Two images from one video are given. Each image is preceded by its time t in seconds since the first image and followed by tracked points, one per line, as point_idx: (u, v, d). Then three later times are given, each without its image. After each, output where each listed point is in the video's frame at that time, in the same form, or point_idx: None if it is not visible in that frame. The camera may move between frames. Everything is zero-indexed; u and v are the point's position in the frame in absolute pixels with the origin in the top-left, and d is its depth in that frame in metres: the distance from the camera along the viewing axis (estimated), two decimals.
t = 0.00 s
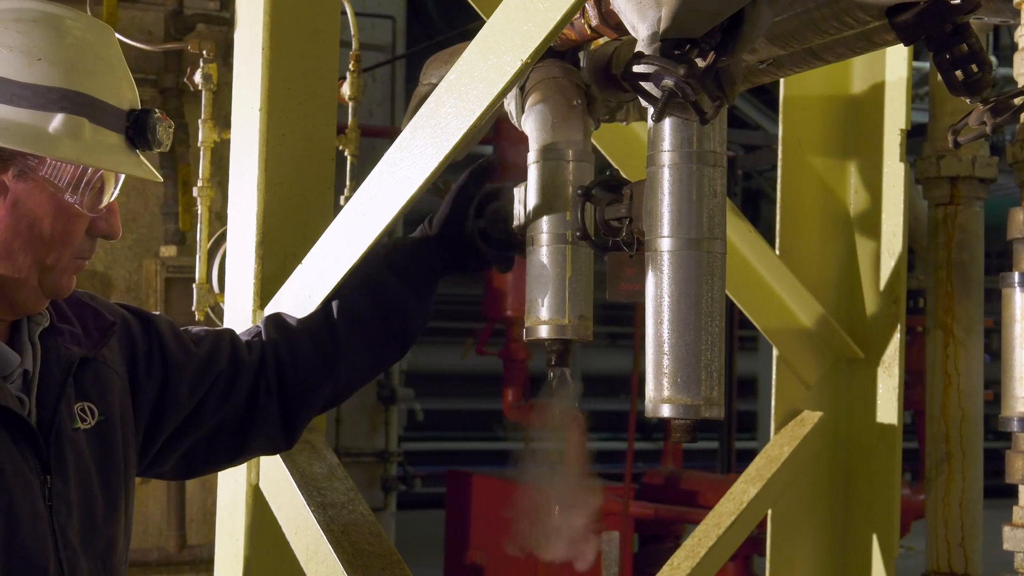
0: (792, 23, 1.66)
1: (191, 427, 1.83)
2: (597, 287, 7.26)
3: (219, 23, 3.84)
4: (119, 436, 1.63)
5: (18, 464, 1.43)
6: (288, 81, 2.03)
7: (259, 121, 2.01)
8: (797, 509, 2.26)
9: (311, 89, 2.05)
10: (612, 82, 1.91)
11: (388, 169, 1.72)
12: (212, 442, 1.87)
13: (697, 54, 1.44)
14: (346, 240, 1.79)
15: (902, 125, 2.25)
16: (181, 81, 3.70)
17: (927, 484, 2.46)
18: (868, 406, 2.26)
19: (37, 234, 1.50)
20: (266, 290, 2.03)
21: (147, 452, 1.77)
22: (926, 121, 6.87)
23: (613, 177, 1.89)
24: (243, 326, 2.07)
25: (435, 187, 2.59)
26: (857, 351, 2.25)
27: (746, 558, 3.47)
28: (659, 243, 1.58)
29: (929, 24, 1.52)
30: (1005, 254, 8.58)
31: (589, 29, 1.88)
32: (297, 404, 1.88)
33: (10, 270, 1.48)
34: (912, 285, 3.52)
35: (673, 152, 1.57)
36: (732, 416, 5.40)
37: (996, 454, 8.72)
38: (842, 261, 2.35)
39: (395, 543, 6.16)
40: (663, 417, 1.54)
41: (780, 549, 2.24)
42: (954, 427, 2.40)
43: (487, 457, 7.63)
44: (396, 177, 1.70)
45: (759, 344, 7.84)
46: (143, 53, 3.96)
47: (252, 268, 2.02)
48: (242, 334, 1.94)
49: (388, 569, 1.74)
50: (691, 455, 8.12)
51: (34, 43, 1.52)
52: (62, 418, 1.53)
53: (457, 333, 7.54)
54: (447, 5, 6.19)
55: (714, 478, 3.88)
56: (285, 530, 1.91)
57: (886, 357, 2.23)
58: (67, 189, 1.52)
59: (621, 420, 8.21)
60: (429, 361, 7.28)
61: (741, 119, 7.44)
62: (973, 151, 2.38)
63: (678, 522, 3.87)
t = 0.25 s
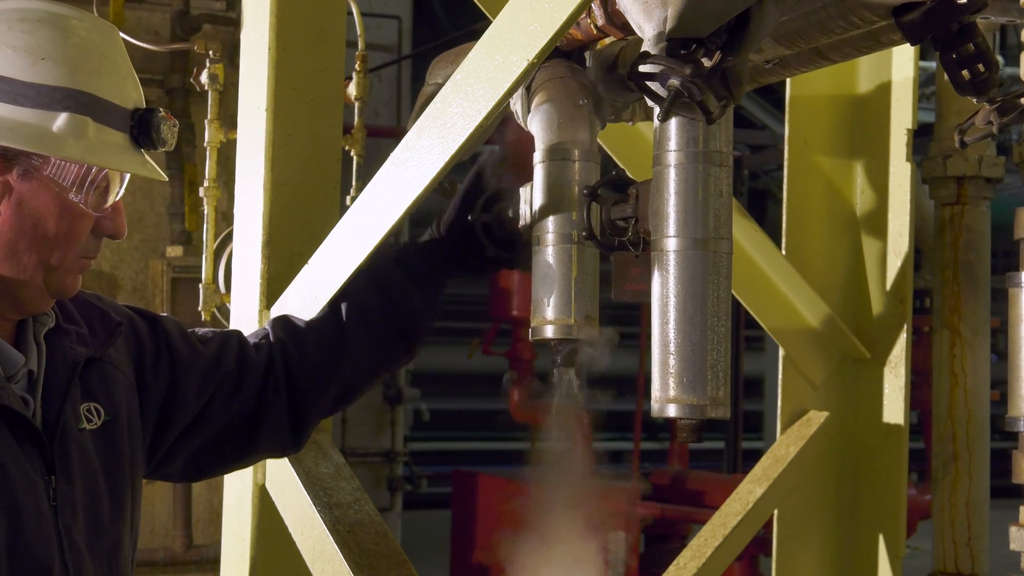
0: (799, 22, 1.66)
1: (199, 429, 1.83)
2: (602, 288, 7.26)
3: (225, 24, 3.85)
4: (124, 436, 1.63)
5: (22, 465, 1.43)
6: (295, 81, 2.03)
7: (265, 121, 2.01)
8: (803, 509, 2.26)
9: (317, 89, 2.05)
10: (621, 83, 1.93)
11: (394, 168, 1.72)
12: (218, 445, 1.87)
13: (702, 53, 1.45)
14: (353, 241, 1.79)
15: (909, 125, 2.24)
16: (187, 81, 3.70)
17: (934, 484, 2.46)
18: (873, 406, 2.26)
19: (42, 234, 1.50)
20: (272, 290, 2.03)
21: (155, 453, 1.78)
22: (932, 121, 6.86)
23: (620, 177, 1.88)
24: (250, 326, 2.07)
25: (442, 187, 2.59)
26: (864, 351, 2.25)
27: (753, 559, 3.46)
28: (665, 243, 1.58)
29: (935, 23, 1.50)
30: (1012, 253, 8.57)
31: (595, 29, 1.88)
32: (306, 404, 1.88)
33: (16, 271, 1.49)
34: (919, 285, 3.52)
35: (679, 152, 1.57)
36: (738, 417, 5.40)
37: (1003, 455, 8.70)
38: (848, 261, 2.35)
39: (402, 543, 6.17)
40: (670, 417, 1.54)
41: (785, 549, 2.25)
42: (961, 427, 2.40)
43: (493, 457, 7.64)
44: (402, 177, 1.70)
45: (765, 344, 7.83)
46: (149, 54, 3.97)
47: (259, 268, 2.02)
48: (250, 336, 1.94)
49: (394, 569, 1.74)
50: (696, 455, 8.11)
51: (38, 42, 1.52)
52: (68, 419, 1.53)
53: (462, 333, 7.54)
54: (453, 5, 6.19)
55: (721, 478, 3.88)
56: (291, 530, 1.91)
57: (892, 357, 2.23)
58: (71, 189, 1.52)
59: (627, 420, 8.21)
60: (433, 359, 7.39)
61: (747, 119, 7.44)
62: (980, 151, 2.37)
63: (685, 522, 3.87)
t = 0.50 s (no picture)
0: (804, 22, 1.66)
1: (207, 437, 1.81)
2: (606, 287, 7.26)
3: (231, 24, 3.85)
4: (131, 440, 1.63)
5: (28, 466, 1.43)
6: (300, 82, 2.03)
7: (270, 121, 2.01)
8: (807, 509, 2.26)
9: (321, 89, 2.05)
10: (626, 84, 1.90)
11: (399, 169, 1.72)
12: (224, 455, 1.86)
13: (707, 53, 1.44)
14: (357, 242, 1.80)
15: (914, 124, 2.24)
16: (193, 81, 3.70)
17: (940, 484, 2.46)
18: (879, 407, 2.26)
19: (48, 234, 1.50)
20: (277, 291, 2.03)
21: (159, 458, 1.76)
22: (936, 121, 6.87)
23: (624, 176, 1.88)
24: (256, 326, 2.07)
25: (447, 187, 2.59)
26: (869, 351, 2.25)
27: (758, 559, 3.46)
28: (669, 243, 1.58)
29: (939, 24, 1.50)
30: (1017, 253, 8.56)
31: (600, 29, 1.87)
32: (314, 411, 1.90)
33: (24, 269, 1.49)
34: (925, 285, 3.51)
35: (684, 152, 1.57)
36: (743, 417, 5.39)
37: (1008, 455, 8.69)
38: (853, 261, 2.35)
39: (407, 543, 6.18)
40: (674, 417, 1.54)
41: (792, 550, 2.24)
42: (966, 428, 2.39)
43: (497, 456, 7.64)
44: (408, 177, 1.70)
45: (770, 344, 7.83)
46: (154, 54, 3.97)
47: (264, 269, 2.02)
48: (256, 344, 1.97)
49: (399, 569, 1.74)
50: (701, 455, 8.11)
51: (43, 43, 1.52)
52: (75, 420, 1.53)
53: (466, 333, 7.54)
54: (458, 5, 6.19)
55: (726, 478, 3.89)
56: (295, 530, 1.92)
57: (897, 357, 2.23)
58: (77, 189, 1.52)
59: (631, 419, 8.21)
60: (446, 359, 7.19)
61: (752, 118, 7.43)
62: (985, 151, 2.37)
63: (689, 522, 3.87)
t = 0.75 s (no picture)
0: (808, 22, 1.66)
1: (211, 435, 1.82)
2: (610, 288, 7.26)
3: (235, 24, 3.85)
4: (137, 440, 1.63)
5: (35, 467, 1.43)
6: (304, 82, 2.04)
7: (275, 122, 2.01)
8: (810, 509, 2.25)
9: (325, 90, 2.05)
10: (628, 82, 1.90)
11: (403, 169, 1.72)
12: (229, 455, 1.87)
13: (712, 53, 1.44)
14: (362, 242, 1.80)
15: (919, 124, 2.23)
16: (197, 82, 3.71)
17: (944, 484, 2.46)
18: (884, 407, 2.25)
19: (57, 235, 1.50)
20: (281, 291, 2.03)
21: (165, 457, 1.77)
22: (941, 120, 6.86)
23: (628, 177, 1.88)
24: (260, 326, 2.08)
25: (451, 187, 2.58)
26: (874, 351, 2.25)
27: (762, 559, 3.46)
28: (674, 243, 1.57)
29: (945, 22, 1.49)
30: (1022, 253, 8.55)
31: (604, 29, 1.88)
32: (318, 413, 1.90)
33: (32, 270, 1.48)
34: (930, 285, 3.51)
35: (688, 152, 1.57)
36: (747, 417, 5.39)
37: (1013, 454, 8.68)
38: (856, 261, 2.35)
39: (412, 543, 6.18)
40: (678, 417, 1.54)
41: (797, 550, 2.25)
42: (971, 428, 2.39)
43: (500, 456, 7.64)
44: (412, 177, 1.70)
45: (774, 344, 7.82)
46: (159, 54, 3.98)
47: (268, 269, 2.03)
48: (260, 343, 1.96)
49: (404, 569, 1.74)
50: (704, 455, 8.11)
51: (51, 44, 1.53)
52: (81, 421, 1.53)
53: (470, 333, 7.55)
54: (462, 5, 6.19)
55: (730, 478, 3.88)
56: (300, 530, 1.92)
57: (902, 357, 2.22)
58: (85, 190, 1.52)
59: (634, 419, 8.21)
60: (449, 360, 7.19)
61: (756, 118, 7.43)
62: (990, 151, 2.37)
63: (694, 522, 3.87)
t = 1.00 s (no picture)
0: (812, 21, 1.66)
1: (213, 434, 1.83)
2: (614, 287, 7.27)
3: (239, 24, 3.86)
4: (141, 439, 1.64)
5: (40, 466, 1.43)
6: (309, 82, 2.04)
7: (279, 122, 2.02)
8: (814, 510, 2.25)
9: (329, 90, 2.05)
10: (635, 85, 1.88)
11: (407, 169, 1.72)
12: (231, 453, 1.88)
13: (715, 53, 1.44)
14: (366, 242, 1.79)
15: (924, 124, 2.24)
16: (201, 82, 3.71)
17: (949, 483, 2.46)
18: (888, 407, 2.25)
19: (61, 235, 1.50)
20: (286, 291, 2.04)
21: (168, 456, 1.77)
22: (946, 120, 6.87)
23: (633, 176, 1.88)
24: (265, 326, 2.08)
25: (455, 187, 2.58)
26: (879, 351, 2.24)
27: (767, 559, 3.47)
28: (678, 243, 1.57)
29: (948, 24, 1.50)
30: None
31: (608, 29, 1.87)
32: (318, 415, 1.90)
33: (36, 271, 1.49)
34: (934, 285, 3.51)
35: (693, 152, 1.57)
36: (751, 417, 5.39)
37: (1017, 454, 8.67)
38: (860, 260, 2.36)
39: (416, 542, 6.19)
40: (683, 417, 1.54)
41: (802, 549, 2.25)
42: (976, 427, 2.39)
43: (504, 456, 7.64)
44: (416, 177, 1.70)
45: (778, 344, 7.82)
46: (164, 54, 3.98)
47: (272, 269, 2.03)
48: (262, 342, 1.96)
49: (408, 569, 1.73)
50: (708, 455, 8.11)
51: (55, 44, 1.53)
52: (85, 420, 1.53)
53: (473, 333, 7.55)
54: (466, 5, 6.19)
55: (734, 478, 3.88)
56: (305, 530, 1.92)
57: (907, 356, 2.22)
58: (89, 190, 1.52)
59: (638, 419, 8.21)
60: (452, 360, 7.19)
61: (760, 118, 7.43)
62: (994, 151, 2.37)
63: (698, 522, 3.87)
